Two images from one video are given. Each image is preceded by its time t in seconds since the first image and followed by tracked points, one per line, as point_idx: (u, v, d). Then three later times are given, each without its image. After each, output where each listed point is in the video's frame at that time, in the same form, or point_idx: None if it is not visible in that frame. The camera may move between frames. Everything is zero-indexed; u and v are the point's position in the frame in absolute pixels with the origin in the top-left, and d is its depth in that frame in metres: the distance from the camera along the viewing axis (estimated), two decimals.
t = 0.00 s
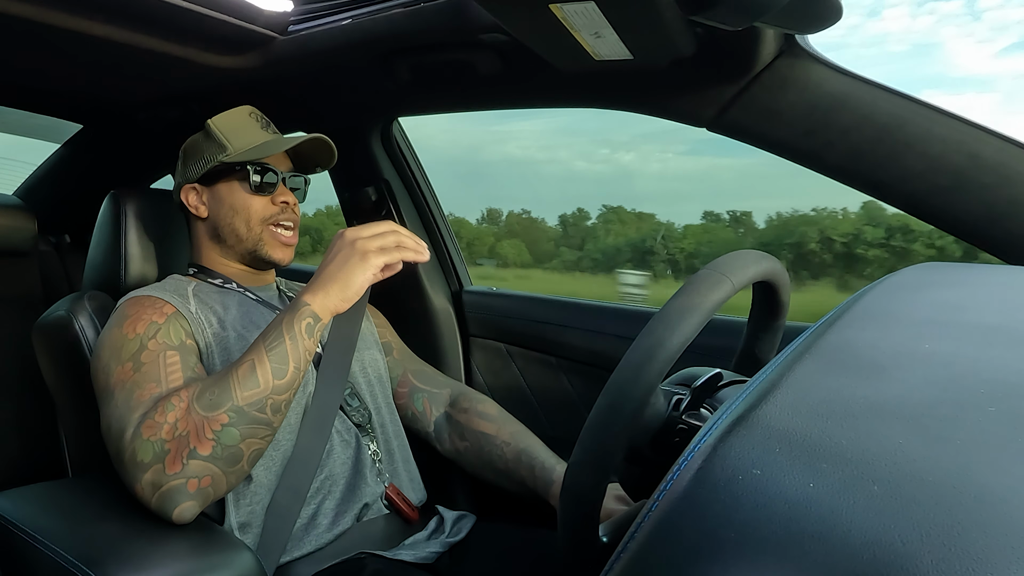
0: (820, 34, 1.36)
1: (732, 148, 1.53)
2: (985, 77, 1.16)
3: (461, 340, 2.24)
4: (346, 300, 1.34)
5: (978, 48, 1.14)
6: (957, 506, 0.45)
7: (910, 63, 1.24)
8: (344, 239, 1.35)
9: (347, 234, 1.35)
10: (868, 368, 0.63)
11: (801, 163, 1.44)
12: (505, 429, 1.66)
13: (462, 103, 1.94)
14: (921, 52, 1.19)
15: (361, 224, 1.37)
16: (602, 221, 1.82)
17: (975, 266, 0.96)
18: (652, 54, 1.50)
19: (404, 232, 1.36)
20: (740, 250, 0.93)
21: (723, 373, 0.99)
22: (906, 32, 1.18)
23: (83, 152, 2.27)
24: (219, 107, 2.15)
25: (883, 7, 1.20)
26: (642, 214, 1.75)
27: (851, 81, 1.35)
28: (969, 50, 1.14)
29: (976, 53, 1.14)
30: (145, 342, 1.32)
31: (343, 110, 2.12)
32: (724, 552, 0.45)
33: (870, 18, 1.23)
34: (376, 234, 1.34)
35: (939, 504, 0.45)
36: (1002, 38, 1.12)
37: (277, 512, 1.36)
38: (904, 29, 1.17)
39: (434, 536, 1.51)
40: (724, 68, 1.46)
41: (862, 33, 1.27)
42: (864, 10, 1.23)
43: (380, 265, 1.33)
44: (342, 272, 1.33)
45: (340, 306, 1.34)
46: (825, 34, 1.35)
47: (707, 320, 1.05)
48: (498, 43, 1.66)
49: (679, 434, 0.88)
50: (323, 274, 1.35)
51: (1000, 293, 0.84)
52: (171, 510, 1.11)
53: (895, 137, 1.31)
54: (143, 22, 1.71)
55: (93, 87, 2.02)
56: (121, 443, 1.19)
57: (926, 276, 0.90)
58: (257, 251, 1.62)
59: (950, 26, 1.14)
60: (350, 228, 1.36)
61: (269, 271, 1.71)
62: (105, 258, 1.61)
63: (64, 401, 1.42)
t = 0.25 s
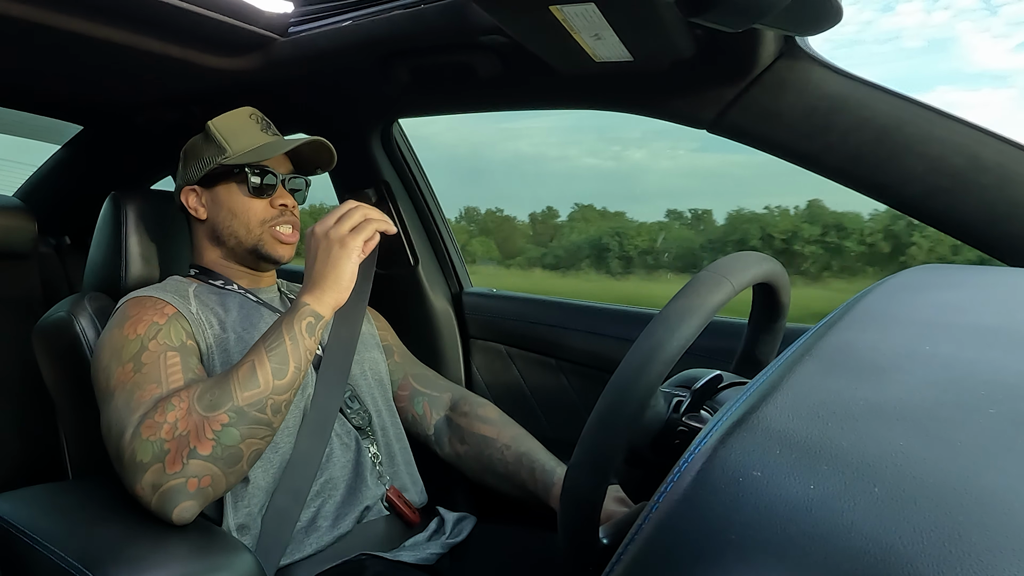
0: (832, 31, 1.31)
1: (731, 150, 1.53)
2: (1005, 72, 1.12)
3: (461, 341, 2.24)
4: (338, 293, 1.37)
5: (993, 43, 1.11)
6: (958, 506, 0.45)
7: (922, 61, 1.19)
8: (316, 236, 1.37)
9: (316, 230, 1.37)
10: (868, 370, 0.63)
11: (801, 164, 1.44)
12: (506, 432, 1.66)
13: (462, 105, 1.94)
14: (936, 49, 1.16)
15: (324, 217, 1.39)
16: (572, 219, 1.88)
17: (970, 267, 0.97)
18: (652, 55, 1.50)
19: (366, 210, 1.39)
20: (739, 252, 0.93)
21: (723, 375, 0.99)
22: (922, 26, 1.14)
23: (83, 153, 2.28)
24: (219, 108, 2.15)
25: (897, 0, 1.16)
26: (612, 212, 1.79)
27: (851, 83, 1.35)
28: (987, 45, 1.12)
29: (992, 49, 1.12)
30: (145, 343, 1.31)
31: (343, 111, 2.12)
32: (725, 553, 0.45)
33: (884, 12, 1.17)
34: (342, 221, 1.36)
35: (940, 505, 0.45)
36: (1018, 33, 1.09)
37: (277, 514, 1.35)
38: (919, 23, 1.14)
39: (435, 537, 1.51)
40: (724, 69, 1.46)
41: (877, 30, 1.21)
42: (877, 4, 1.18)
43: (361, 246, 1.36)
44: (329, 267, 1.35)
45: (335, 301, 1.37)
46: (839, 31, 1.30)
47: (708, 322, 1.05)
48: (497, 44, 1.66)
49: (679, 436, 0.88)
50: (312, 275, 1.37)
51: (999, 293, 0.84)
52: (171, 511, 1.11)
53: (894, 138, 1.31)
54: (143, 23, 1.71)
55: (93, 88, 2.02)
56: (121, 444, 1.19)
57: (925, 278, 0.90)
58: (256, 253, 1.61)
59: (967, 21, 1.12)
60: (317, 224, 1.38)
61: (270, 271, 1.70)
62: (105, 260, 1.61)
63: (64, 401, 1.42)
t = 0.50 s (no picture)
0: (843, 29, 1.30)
1: (731, 149, 1.53)
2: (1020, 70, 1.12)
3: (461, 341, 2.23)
4: (332, 289, 1.37)
5: (1010, 42, 1.12)
6: (957, 506, 0.45)
7: (932, 61, 1.20)
8: (298, 241, 1.39)
9: (298, 236, 1.39)
10: (868, 369, 0.63)
11: (800, 164, 1.44)
12: (507, 432, 1.65)
13: (462, 105, 1.94)
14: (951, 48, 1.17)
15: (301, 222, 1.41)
16: (540, 221, 1.93)
17: (971, 266, 0.96)
18: (652, 55, 1.50)
19: (335, 204, 1.41)
20: (738, 252, 0.93)
21: (723, 375, 0.99)
22: (936, 24, 1.16)
23: (83, 153, 2.28)
24: (219, 108, 2.15)
25: None
26: (581, 214, 1.86)
27: (851, 82, 1.35)
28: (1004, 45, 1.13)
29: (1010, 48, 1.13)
30: (147, 343, 1.31)
31: (344, 111, 2.12)
32: (725, 552, 0.45)
33: (899, 11, 1.17)
34: (317, 218, 1.38)
35: (940, 505, 0.45)
36: None
37: (277, 515, 1.36)
38: (934, 22, 1.16)
39: (435, 537, 1.51)
40: (724, 69, 1.46)
41: (889, 29, 1.20)
42: (892, 3, 1.18)
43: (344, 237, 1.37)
44: (321, 267, 1.36)
45: (330, 297, 1.37)
46: (852, 29, 1.27)
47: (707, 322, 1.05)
48: (497, 44, 1.66)
49: (678, 437, 0.88)
50: (305, 280, 1.38)
51: (999, 293, 0.84)
52: (173, 510, 1.11)
53: (894, 138, 1.31)
54: (143, 23, 1.71)
55: (93, 88, 2.02)
56: (122, 443, 1.19)
57: (925, 277, 0.90)
58: (259, 252, 1.61)
59: (981, 20, 1.14)
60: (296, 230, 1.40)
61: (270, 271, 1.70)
62: (105, 260, 1.61)
63: (64, 402, 1.42)
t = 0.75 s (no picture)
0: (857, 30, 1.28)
1: (732, 149, 1.53)
2: None
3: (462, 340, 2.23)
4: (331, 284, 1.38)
5: None
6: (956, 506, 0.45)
7: (947, 62, 1.19)
8: (294, 242, 1.40)
9: (292, 238, 1.41)
10: (869, 369, 0.63)
11: (801, 163, 1.43)
12: (507, 430, 1.66)
13: (462, 103, 1.94)
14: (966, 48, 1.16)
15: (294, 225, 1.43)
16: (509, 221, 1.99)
17: (974, 266, 0.96)
18: (652, 54, 1.50)
19: (327, 205, 1.44)
20: (738, 251, 0.93)
21: (723, 374, 0.99)
22: (950, 25, 1.15)
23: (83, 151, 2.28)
24: (219, 107, 2.15)
25: None
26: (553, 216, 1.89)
27: (852, 81, 1.35)
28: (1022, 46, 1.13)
29: None
30: (148, 342, 1.32)
31: (344, 109, 2.12)
32: (725, 551, 0.45)
33: (911, 12, 1.16)
34: (311, 218, 1.41)
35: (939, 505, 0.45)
36: None
37: (277, 514, 1.36)
38: (947, 23, 1.15)
39: (435, 536, 1.51)
40: (724, 68, 1.46)
41: (903, 30, 1.18)
42: (905, 2, 1.17)
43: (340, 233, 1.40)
44: (319, 264, 1.38)
45: (330, 292, 1.38)
46: (866, 30, 1.26)
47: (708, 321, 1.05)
48: (497, 43, 1.66)
49: (678, 436, 0.88)
50: (303, 279, 1.39)
51: (1001, 292, 0.83)
52: (174, 509, 1.11)
53: (895, 137, 1.31)
54: (143, 21, 1.71)
55: (93, 86, 2.02)
56: (123, 441, 1.19)
57: (926, 276, 0.90)
58: (261, 250, 1.61)
59: (998, 20, 1.13)
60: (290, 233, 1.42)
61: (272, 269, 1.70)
62: (105, 259, 1.61)
63: (64, 401, 1.42)
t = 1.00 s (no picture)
0: (870, 27, 1.23)
1: (731, 150, 1.53)
2: None
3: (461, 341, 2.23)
4: (354, 302, 1.38)
5: None
6: (957, 505, 0.45)
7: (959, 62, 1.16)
8: (329, 245, 1.37)
9: (329, 239, 1.37)
10: (869, 369, 0.63)
11: (800, 164, 1.43)
12: (508, 433, 1.65)
13: (461, 105, 1.95)
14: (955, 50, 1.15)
15: (334, 226, 1.39)
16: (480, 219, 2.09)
17: (972, 266, 0.96)
18: (651, 56, 1.50)
19: (375, 217, 1.40)
20: (739, 252, 0.93)
21: (723, 375, 0.99)
22: (965, 22, 1.13)
23: (83, 154, 2.28)
24: (218, 109, 2.15)
25: None
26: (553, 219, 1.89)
27: (851, 82, 1.35)
28: None
29: None
30: (149, 346, 1.31)
31: (343, 111, 2.12)
32: (725, 552, 0.45)
33: (926, 8, 1.14)
34: (355, 228, 1.37)
35: (940, 505, 0.45)
36: None
37: (277, 517, 1.35)
38: (961, 19, 1.13)
39: (435, 538, 1.51)
40: (724, 69, 1.46)
41: (917, 26, 1.16)
42: None
43: (377, 255, 1.37)
44: (346, 279, 1.36)
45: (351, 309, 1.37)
46: (877, 27, 1.22)
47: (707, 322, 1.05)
48: (497, 44, 1.66)
49: (679, 438, 0.88)
50: (327, 287, 1.37)
51: (1002, 293, 0.83)
52: (173, 516, 1.11)
53: (894, 138, 1.31)
54: (143, 23, 1.71)
55: (93, 89, 2.03)
56: (125, 445, 1.19)
57: (926, 278, 0.90)
58: (262, 252, 1.62)
59: (1013, 16, 1.11)
60: (328, 233, 1.37)
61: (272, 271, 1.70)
62: (105, 260, 1.61)
63: (64, 403, 1.42)
